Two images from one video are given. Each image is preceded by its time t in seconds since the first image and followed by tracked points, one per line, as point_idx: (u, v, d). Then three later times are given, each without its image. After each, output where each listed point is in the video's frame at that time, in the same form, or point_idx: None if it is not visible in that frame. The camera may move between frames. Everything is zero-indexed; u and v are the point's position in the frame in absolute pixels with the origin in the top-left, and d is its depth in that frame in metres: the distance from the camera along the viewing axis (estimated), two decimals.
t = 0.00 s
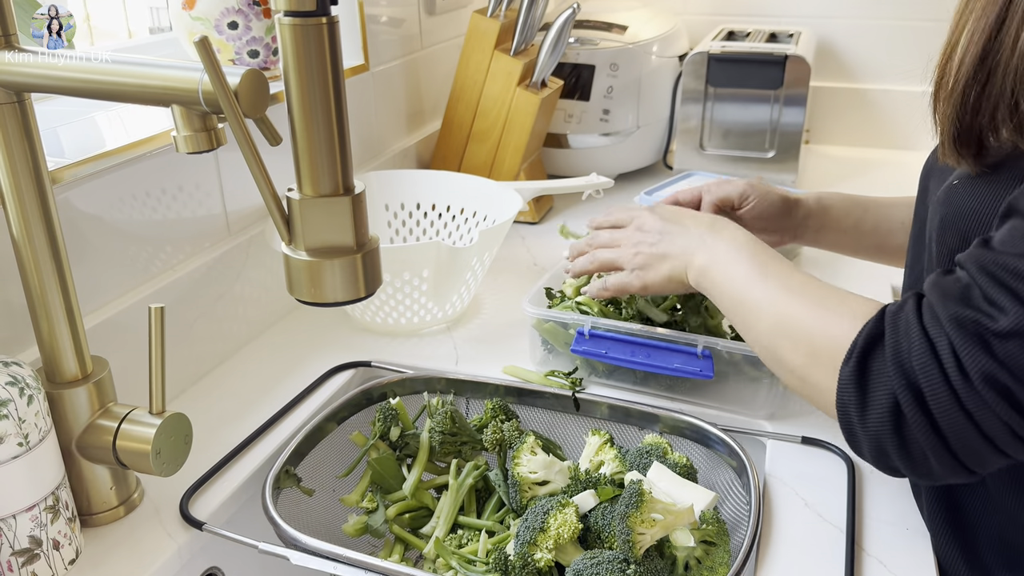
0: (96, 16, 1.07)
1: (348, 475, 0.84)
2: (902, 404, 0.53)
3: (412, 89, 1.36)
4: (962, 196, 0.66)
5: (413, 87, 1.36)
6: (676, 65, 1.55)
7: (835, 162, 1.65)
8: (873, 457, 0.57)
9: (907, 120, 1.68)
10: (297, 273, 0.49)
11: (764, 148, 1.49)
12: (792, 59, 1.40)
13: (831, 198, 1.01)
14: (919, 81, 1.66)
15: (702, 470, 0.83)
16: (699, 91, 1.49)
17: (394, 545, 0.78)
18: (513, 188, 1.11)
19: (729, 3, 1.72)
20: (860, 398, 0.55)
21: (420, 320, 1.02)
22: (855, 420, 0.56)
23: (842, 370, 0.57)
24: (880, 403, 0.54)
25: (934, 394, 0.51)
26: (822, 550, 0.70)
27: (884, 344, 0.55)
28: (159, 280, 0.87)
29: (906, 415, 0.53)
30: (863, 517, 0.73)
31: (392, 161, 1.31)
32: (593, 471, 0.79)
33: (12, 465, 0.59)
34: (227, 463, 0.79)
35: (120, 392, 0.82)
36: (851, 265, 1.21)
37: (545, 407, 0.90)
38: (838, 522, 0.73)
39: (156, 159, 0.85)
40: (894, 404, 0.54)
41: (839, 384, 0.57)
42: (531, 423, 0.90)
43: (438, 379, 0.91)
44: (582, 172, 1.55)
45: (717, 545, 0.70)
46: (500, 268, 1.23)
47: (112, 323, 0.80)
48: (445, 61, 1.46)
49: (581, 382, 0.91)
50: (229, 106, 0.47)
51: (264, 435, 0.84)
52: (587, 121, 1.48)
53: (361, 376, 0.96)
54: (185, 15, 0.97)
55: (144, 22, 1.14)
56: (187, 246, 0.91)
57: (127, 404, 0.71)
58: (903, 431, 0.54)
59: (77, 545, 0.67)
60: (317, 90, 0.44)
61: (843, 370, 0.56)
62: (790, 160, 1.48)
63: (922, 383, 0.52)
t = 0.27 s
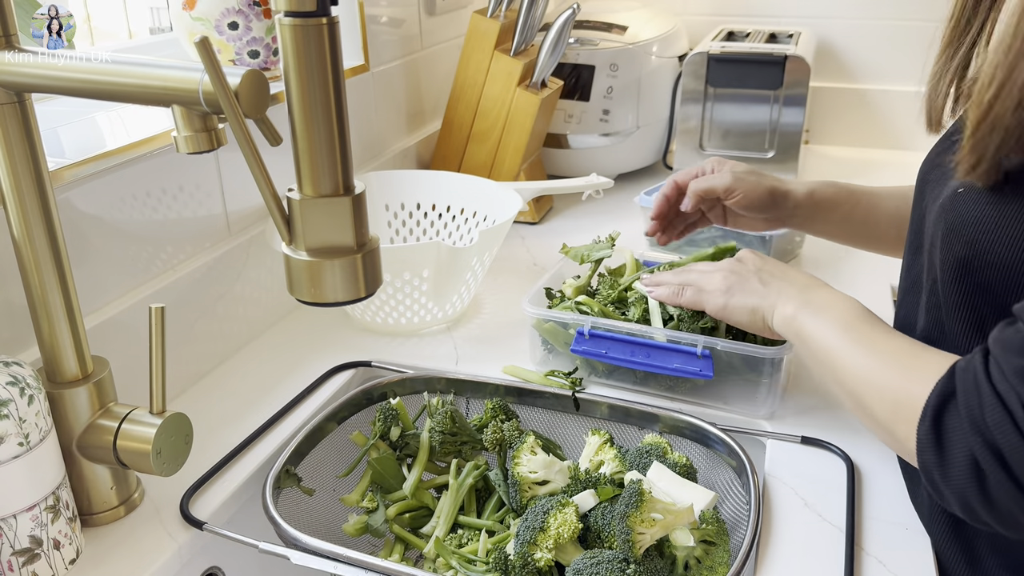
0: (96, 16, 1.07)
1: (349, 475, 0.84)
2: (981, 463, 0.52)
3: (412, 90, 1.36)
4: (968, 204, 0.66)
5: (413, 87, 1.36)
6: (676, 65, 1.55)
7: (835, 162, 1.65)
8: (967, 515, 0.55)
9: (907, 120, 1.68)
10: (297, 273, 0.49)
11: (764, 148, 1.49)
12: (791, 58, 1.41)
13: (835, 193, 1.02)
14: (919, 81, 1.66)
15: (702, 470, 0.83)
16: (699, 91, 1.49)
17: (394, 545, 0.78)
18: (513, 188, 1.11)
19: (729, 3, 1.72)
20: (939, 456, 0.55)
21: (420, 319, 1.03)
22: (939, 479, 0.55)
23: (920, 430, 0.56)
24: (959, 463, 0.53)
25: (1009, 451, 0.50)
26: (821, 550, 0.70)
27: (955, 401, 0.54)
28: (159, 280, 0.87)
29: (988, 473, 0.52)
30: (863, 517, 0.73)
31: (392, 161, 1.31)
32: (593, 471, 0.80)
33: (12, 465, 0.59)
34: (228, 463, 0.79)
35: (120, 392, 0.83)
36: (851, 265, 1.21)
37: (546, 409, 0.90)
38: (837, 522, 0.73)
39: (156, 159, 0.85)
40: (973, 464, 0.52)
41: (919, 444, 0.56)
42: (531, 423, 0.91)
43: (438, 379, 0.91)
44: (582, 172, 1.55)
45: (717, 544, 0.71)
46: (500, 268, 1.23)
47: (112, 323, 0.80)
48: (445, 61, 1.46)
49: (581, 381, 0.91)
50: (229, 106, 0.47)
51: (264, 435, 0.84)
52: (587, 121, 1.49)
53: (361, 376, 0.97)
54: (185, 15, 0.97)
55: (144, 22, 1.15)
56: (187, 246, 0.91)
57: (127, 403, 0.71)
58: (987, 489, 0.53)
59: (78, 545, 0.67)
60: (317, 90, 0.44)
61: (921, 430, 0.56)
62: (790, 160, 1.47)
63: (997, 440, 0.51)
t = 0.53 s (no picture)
0: (97, 16, 1.07)
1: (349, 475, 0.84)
2: None
3: (412, 90, 1.36)
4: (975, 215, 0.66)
5: (413, 87, 1.36)
6: (676, 65, 1.55)
7: (834, 162, 1.65)
8: None
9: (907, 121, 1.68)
10: (297, 273, 0.49)
11: (764, 148, 1.49)
12: (791, 59, 1.41)
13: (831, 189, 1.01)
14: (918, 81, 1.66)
15: (702, 470, 0.83)
16: (699, 91, 1.49)
17: (395, 545, 0.78)
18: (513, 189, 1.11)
19: (729, 3, 1.72)
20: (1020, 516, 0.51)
21: (420, 319, 1.03)
22: None
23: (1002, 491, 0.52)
24: None
25: None
26: (821, 550, 0.70)
27: None
28: (159, 279, 0.87)
29: None
30: (863, 518, 0.73)
31: (392, 161, 1.31)
32: (593, 471, 0.79)
33: (12, 465, 0.59)
34: (228, 463, 0.79)
35: (120, 392, 0.83)
36: (850, 265, 1.21)
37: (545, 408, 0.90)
38: (837, 522, 0.73)
39: (156, 159, 0.85)
40: None
41: (999, 504, 0.53)
42: (531, 423, 0.91)
43: (438, 378, 0.91)
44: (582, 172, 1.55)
45: (717, 544, 0.71)
46: (500, 268, 1.23)
47: (113, 323, 0.80)
48: (445, 62, 1.46)
49: (581, 382, 0.91)
50: (229, 106, 0.47)
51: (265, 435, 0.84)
52: (587, 121, 1.49)
53: (361, 376, 0.97)
54: (185, 15, 0.97)
55: (144, 22, 1.15)
56: (187, 246, 0.91)
57: (128, 404, 0.71)
58: None
59: (77, 545, 0.67)
60: (317, 90, 0.44)
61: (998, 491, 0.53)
62: (790, 160, 1.48)
63: None
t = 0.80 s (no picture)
0: (96, 16, 1.07)
1: (348, 475, 0.85)
2: None
3: (412, 90, 1.36)
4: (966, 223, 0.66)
5: (413, 87, 1.36)
6: (676, 66, 1.55)
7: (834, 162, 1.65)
8: None
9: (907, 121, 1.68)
10: (298, 273, 0.49)
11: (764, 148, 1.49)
12: (791, 59, 1.41)
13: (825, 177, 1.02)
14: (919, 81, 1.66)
15: (702, 469, 0.83)
16: (699, 91, 1.49)
17: (395, 545, 0.78)
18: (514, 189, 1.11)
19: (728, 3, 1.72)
20: None
21: (420, 320, 1.03)
22: None
23: None
24: None
25: None
26: (821, 550, 0.70)
27: None
28: (159, 280, 0.87)
29: None
30: (863, 518, 0.73)
31: (392, 161, 1.31)
32: (593, 471, 0.80)
33: (12, 465, 0.59)
34: (228, 463, 0.79)
35: (120, 392, 0.83)
36: (850, 265, 1.21)
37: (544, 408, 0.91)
38: (837, 522, 0.73)
39: (156, 159, 0.85)
40: None
41: None
42: (531, 423, 0.91)
43: (438, 378, 0.91)
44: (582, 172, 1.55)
45: (717, 544, 0.71)
46: (500, 269, 1.23)
47: (113, 323, 0.80)
48: (445, 62, 1.47)
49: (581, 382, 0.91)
50: (229, 106, 0.47)
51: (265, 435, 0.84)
52: (587, 121, 1.49)
53: (361, 376, 0.97)
54: (185, 15, 0.97)
55: (144, 22, 1.15)
56: (187, 247, 0.91)
57: (128, 404, 0.71)
58: None
59: (77, 545, 0.67)
60: (317, 90, 0.44)
61: None
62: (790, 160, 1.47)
63: None
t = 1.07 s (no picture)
0: (96, 17, 1.07)
1: (349, 475, 0.85)
2: None
3: (412, 90, 1.36)
4: (951, 225, 0.67)
5: (413, 87, 1.36)
6: (676, 65, 1.55)
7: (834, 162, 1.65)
8: None
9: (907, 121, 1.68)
10: (297, 273, 0.49)
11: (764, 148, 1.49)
12: (791, 59, 1.41)
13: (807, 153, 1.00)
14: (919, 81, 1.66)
15: (702, 469, 0.83)
16: (699, 91, 1.49)
17: (395, 545, 0.78)
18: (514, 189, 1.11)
19: (728, 3, 1.72)
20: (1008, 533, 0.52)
21: (420, 320, 1.03)
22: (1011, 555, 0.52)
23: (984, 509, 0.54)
24: None
25: None
26: (821, 550, 0.70)
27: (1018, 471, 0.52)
28: (159, 280, 0.87)
29: None
30: (862, 518, 0.73)
31: (392, 161, 1.31)
32: (593, 471, 0.80)
33: (12, 465, 0.59)
34: (228, 463, 0.79)
35: (120, 392, 0.83)
36: (850, 265, 1.21)
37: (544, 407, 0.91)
38: (837, 522, 0.73)
39: (156, 159, 0.85)
40: None
41: (984, 523, 0.54)
42: (531, 423, 0.91)
43: (438, 378, 0.91)
44: (582, 172, 1.55)
45: (717, 544, 0.71)
46: (500, 268, 1.23)
47: (113, 323, 0.80)
48: (445, 62, 1.47)
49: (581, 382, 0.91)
50: (229, 106, 0.47)
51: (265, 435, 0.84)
52: (587, 121, 1.49)
53: (361, 376, 0.97)
54: (185, 15, 0.97)
55: (144, 22, 1.15)
56: (187, 246, 0.91)
57: (128, 403, 0.71)
58: None
59: (77, 545, 0.67)
60: (317, 90, 0.44)
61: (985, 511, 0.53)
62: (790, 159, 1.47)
63: None
